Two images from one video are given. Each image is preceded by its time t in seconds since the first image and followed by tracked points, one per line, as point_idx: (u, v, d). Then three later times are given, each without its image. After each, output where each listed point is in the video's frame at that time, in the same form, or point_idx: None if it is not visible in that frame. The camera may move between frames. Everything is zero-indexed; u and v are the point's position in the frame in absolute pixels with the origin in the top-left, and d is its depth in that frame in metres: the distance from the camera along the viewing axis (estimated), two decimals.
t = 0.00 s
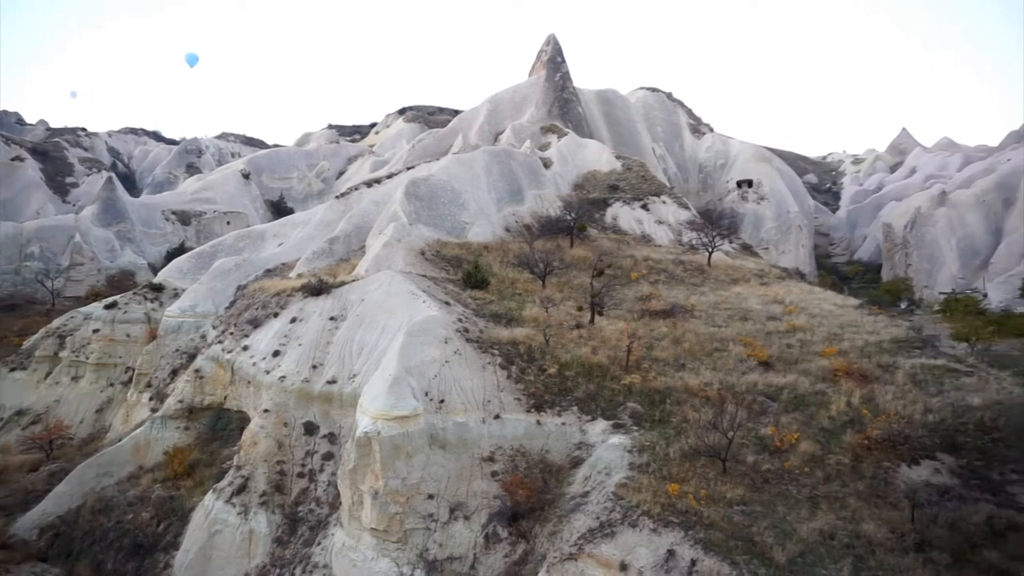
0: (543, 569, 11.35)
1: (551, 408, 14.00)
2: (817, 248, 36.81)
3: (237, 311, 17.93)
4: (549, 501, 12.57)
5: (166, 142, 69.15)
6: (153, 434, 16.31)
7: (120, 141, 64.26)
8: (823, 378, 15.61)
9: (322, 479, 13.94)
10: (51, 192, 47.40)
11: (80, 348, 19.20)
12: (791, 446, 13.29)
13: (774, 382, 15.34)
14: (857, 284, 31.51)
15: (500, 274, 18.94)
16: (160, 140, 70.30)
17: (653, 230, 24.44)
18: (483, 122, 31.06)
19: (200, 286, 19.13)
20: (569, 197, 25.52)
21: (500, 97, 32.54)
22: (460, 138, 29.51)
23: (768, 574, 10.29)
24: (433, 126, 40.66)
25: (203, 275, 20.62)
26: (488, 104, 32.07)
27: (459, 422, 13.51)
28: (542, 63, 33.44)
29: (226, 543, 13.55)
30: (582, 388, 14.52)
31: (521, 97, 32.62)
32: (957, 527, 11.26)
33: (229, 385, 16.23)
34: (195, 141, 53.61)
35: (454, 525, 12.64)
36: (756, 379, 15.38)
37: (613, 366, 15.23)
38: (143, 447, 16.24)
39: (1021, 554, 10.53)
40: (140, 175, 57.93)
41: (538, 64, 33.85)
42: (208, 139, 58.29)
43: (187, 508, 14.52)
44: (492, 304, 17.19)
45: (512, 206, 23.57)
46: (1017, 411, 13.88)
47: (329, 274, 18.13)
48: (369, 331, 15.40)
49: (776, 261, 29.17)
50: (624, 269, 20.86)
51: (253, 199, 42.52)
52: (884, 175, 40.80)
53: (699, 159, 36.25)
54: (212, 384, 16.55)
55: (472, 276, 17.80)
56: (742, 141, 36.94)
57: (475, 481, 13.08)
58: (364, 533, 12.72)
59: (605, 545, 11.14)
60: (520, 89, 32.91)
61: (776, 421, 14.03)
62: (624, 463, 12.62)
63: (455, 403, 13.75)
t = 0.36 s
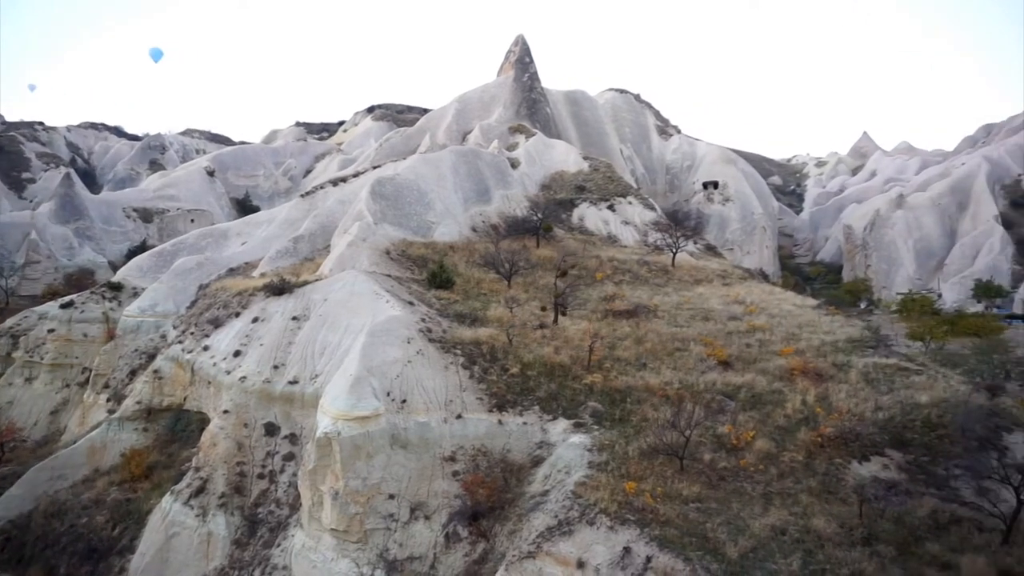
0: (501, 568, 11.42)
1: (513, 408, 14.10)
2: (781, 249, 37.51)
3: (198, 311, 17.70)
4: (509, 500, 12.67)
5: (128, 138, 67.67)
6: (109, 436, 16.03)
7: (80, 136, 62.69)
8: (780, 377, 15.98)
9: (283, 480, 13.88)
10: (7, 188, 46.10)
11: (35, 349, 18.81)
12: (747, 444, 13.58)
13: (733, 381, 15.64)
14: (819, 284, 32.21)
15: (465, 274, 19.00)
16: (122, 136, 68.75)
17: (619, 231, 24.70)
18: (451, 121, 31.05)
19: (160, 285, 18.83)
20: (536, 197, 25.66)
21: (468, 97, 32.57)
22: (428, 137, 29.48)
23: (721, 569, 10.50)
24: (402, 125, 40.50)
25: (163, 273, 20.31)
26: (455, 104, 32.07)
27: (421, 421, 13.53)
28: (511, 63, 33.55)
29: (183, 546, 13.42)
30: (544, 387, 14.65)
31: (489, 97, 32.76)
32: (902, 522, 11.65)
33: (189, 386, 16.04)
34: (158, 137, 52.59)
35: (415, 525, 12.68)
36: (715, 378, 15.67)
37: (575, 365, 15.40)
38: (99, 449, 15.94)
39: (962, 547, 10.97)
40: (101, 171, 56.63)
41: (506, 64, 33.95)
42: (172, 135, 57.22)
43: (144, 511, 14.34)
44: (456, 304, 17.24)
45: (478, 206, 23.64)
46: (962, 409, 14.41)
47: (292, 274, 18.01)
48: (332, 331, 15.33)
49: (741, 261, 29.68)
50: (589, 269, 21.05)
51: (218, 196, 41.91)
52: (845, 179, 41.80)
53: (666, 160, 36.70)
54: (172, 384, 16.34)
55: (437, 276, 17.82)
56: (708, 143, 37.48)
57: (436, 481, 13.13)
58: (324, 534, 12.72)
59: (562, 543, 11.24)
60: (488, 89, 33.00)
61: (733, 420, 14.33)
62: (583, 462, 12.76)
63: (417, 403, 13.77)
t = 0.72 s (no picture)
0: (468, 567, 11.47)
1: (482, 408, 14.18)
2: (754, 250, 38.02)
3: (166, 311, 17.53)
4: (476, 499, 12.74)
5: (98, 134, 66.49)
6: (74, 438, 15.82)
7: (48, 133, 61.47)
8: (746, 377, 16.26)
9: (251, 481, 13.86)
10: None
11: None
12: (712, 443, 13.81)
13: (700, 381, 15.89)
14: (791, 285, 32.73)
15: (437, 275, 19.05)
16: (92, 133, 67.54)
17: (592, 231, 24.89)
18: (426, 120, 31.02)
19: (128, 284, 18.61)
20: (511, 197, 25.77)
21: (444, 96, 32.58)
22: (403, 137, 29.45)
23: (683, 566, 10.68)
24: (379, 124, 40.36)
25: (131, 273, 20.07)
26: (430, 103, 32.05)
27: (390, 422, 13.56)
28: (486, 63, 33.62)
29: (149, 549, 13.33)
30: (513, 387, 14.75)
31: (464, 96, 32.82)
32: (860, 518, 11.93)
33: (157, 387, 15.88)
34: (129, 134, 51.79)
35: (383, 525, 12.72)
36: (682, 378, 15.90)
37: (544, 365, 15.54)
38: (63, 451, 15.76)
39: (917, 541, 11.26)
40: (70, 168, 55.59)
41: (481, 64, 34.01)
42: (143, 132, 56.35)
43: (109, 513, 14.24)
44: (428, 304, 17.29)
45: (452, 206, 23.69)
46: (920, 407, 14.79)
47: (263, 274, 17.91)
48: (301, 331, 15.27)
49: (713, 261, 30.07)
50: (561, 270, 21.20)
51: (190, 194, 41.42)
52: (817, 181, 42.53)
53: (641, 161, 37.00)
54: (138, 385, 16.17)
55: (408, 276, 17.85)
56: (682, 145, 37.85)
57: (404, 481, 13.17)
58: (291, 535, 12.71)
59: (528, 542, 11.33)
60: (463, 89, 33.04)
61: (700, 419, 14.54)
62: (550, 461, 12.87)
63: (386, 403, 13.79)
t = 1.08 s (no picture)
0: (437, 567, 11.50)
1: (454, 408, 14.22)
2: (731, 250, 38.44)
3: (137, 312, 17.38)
4: (446, 499, 12.77)
5: (71, 131, 65.47)
6: (42, 441, 15.74)
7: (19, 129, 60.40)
8: (716, 376, 16.48)
9: (221, 483, 13.78)
10: None
11: None
12: (681, 442, 13.98)
13: (671, 380, 16.08)
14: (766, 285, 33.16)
15: (412, 275, 19.06)
16: (64, 130, 66.48)
17: (569, 232, 25.05)
18: (403, 120, 30.98)
19: (98, 285, 18.43)
20: (488, 197, 25.84)
21: (421, 96, 32.57)
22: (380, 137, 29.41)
23: (648, 565, 10.80)
24: (358, 123, 40.20)
25: (102, 273, 19.86)
26: (408, 103, 32.02)
27: (361, 423, 13.56)
28: (464, 63, 33.65)
29: (117, 551, 13.33)
30: (485, 388, 14.82)
31: (442, 96, 32.83)
32: (824, 515, 12.13)
33: (126, 388, 15.74)
34: (102, 131, 51.10)
35: (353, 526, 12.74)
36: (654, 378, 16.08)
37: (517, 365, 15.62)
38: (30, 453, 15.72)
39: (878, 537, 11.50)
40: (41, 166, 54.74)
41: (459, 64, 34.04)
42: (117, 129, 55.57)
43: (77, 516, 14.23)
44: (402, 305, 17.31)
45: (429, 206, 23.73)
46: (885, 406, 15.07)
47: (236, 274, 17.81)
48: (274, 332, 15.20)
49: (690, 262, 30.36)
50: (537, 270, 21.32)
51: (165, 193, 40.87)
52: (793, 182, 43.10)
53: (619, 162, 37.24)
54: (108, 386, 16.00)
55: (383, 277, 17.85)
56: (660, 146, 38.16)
57: (375, 482, 13.19)
58: (261, 537, 12.71)
59: (497, 542, 11.37)
60: (441, 88, 33.05)
61: (669, 418, 14.71)
62: (521, 461, 12.93)
63: (357, 404, 13.79)
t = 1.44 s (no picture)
0: (408, 567, 11.51)
1: (428, 409, 14.27)
2: (711, 251, 38.81)
3: (109, 312, 17.25)
4: (419, 499, 12.78)
5: (45, 128, 64.50)
6: (12, 442, 15.67)
7: None
8: (689, 376, 16.66)
9: (193, 484, 13.73)
10: None
11: None
12: (652, 442, 14.12)
13: (644, 380, 16.24)
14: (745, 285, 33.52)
15: (388, 275, 19.06)
16: (39, 127, 65.47)
17: (547, 232, 25.18)
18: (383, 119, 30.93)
19: (70, 285, 18.30)
20: (467, 197, 25.90)
21: (401, 96, 32.55)
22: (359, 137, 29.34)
23: (616, 563, 10.91)
24: (338, 122, 40.06)
25: (74, 273, 19.70)
26: (387, 103, 31.97)
27: (334, 423, 13.57)
28: (445, 63, 33.69)
29: (85, 554, 13.29)
30: (459, 388, 14.88)
31: (423, 96, 32.82)
32: (792, 512, 12.32)
33: (97, 389, 15.62)
34: (78, 129, 50.43)
35: (325, 527, 12.76)
36: (627, 378, 16.23)
37: (491, 365, 15.71)
38: None
39: (844, 535, 11.72)
40: (15, 163, 53.90)
41: (439, 64, 34.04)
42: (93, 126, 54.86)
43: (45, 518, 14.21)
44: (378, 305, 17.32)
45: (407, 206, 23.75)
46: (853, 405, 15.32)
47: (210, 274, 17.72)
48: (248, 332, 15.12)
49: (669, 262, 30.59)
50: (514, 270, 21.41)
51: (141, 191, 40.50)
52: (772, 184, 43.59)
53: (599, 163, 37.48)
54: (79, 387, 15.85)
55: (359, 277, 17.86)
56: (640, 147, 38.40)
57: (348, 482, 13.21)
58: (233, 538, 12.70)
59: (468, 542, 11.40)
60: (421, 88, 33.04)
61: (642, 418, 14.84)
62: (493, 461, 12.98)
63: (331, 404, 13.79)
